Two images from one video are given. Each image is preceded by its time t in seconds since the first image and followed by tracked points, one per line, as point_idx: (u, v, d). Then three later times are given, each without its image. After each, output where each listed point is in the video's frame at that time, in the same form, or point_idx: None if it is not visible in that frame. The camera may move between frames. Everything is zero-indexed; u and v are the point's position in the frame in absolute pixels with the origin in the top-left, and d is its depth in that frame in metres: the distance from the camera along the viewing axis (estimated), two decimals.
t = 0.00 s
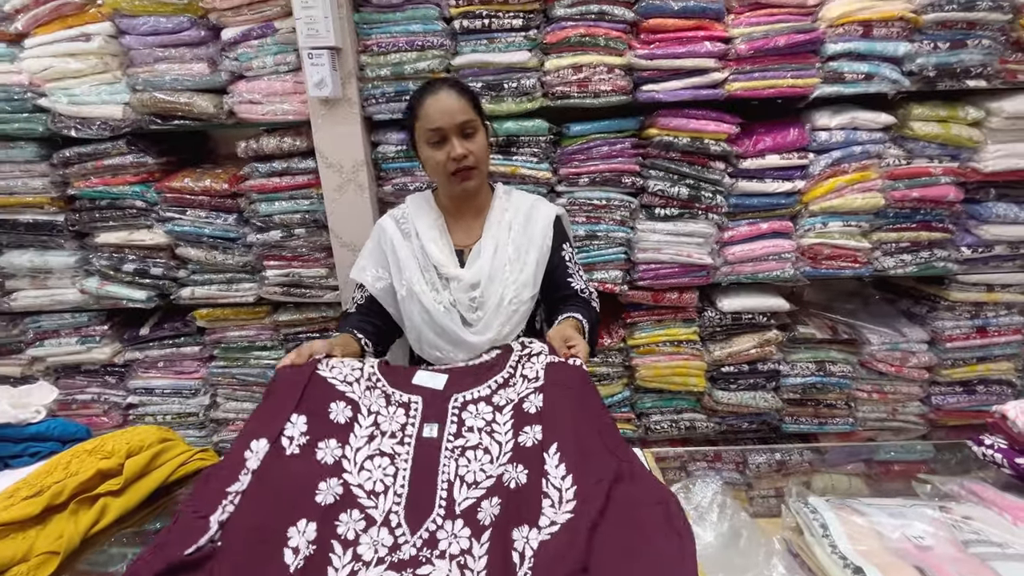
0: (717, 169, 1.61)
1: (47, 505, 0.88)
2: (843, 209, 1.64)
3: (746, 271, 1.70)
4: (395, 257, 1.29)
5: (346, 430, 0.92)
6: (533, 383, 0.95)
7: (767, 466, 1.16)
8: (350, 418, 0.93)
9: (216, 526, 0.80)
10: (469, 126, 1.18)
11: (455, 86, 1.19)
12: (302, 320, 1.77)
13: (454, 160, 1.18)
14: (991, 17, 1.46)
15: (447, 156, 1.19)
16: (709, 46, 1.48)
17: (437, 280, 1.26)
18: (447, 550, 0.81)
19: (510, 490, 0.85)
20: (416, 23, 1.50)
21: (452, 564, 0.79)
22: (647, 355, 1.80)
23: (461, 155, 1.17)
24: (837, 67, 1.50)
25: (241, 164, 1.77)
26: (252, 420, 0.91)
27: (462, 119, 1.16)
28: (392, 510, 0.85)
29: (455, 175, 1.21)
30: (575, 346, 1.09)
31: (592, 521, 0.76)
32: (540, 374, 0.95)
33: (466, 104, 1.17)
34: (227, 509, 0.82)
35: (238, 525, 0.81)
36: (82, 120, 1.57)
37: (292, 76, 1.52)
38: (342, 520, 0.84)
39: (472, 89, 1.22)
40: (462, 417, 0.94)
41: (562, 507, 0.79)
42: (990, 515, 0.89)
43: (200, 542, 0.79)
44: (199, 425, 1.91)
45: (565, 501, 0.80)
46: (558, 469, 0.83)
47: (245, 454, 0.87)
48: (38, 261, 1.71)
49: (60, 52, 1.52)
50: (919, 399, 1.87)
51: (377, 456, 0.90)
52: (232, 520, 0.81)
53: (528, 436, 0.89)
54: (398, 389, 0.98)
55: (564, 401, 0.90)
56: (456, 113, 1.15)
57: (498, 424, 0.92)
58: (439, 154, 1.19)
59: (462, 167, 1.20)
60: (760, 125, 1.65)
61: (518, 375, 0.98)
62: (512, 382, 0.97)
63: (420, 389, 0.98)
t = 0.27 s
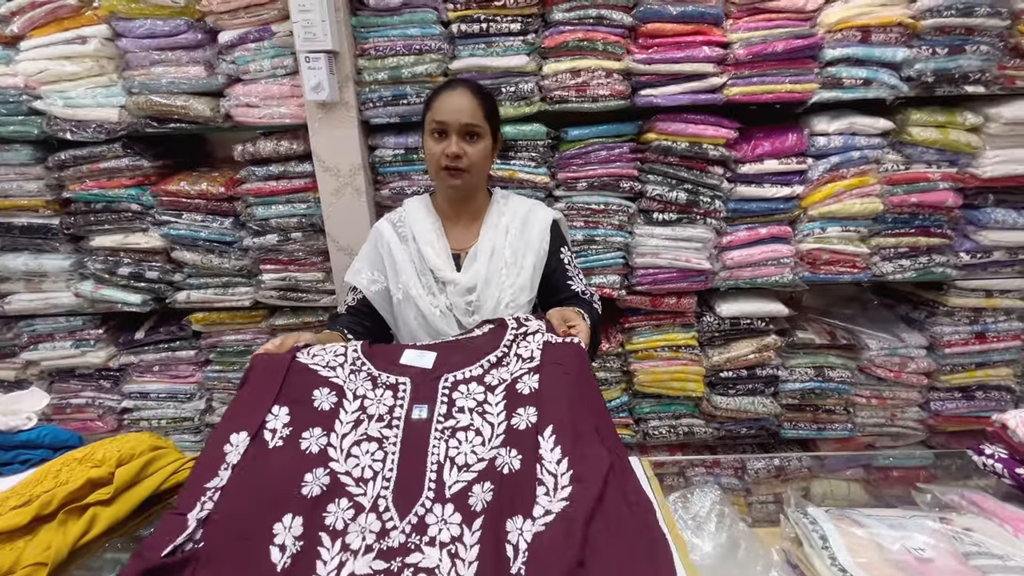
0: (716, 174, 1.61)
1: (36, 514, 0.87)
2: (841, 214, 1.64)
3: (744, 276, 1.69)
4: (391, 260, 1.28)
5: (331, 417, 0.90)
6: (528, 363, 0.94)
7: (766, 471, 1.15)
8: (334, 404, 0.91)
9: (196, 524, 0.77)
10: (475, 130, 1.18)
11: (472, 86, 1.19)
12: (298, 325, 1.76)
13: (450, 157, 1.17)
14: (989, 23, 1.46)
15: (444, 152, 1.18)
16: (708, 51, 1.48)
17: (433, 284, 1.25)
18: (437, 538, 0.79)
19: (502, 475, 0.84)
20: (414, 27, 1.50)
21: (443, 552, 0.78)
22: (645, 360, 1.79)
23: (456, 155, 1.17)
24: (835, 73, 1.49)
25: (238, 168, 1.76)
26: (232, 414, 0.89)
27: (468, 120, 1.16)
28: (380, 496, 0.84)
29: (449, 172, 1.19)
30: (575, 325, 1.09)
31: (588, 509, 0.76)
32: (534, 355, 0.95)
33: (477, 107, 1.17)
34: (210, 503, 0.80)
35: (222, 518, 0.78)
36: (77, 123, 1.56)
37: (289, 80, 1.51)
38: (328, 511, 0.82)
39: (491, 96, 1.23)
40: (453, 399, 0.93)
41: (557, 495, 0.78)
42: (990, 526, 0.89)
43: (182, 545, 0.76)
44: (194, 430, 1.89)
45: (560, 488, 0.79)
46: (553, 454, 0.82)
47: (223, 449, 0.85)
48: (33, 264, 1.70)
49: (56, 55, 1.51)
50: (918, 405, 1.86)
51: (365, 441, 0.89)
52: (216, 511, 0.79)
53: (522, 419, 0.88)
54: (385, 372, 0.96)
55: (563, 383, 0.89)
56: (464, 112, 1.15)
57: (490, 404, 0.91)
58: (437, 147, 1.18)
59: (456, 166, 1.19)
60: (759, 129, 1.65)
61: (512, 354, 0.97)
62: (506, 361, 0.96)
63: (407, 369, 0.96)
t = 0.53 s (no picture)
0: (720, 175, 1.59)
1: (32, 516, 0.87)
2: (846, 216, 1.62)
3: (748, 278, 1.68)
4: (394, 258, 1.28)
5: (333, 413, 0.89)
6: (529, 359, 0.93)
7: (769, 473, 1.20)
8: (337, 401, 0.90)
9: (196, 514, 0.76)
10: (482, 128, 1.17)
11: (477, 85, 1.19)
12: (300, 324, 1.76)
13: (458, 155, 1.17)
14: (998, 23, 1.44)
15: (452, 149, 1.17)
16: (712, 51, 1.47)
17: (437, 281, 1.25)
18: (445, 537, 0.79)
19: (504, 472, 0.83)
20: (416, 26, 1.49)
21: (450, 551, 0.78)
22: (647, 363, 1.78)
23: (465, 151, 1.16)
24: (841, 73, 1.48)
25: (239, 167, 1.76)
26: (232, 407, 0.89)
27: (476, 118, 1.15)
28: (386, 495, 0.84)
29: (456, 171, 1.19)
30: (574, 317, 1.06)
31: (587, 500, 0.74)
32: (534, 350, 0.94)
33: (484, 105, 1.17)
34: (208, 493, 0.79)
35: (223, 509, 0.77)
36: (80, 122, 1.56)
37: (291, 79, 1.50)
38: (334, 507, 0.82)
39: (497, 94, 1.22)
40: (455, 396, 0.92)
41: (556, 488, 0.77)
42: (997, 534, 0.87)
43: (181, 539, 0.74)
44: (194, 429, 1.89)
45: (559, 482, 0.78)
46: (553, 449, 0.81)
47: (222, 441, 0.84)
48: (35, 263, 1.70)
49: (58, 54, 1.51)
50: (923, 409, 1.84)
51: (368, 438, 0.88)
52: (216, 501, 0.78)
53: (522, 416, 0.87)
54: (387, 370, 0.95)
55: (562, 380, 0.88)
56: (472, 110, 1.15)
57: (492, 402, 0.90)
58: (444, 145, 1.18)
59: (463, 165, 1.18)
60: (763, 130, 1.63)
61: (512, 350, 0.95)
62: (506, 358, 0.95)
63: (410, 367, 0.95)
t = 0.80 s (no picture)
0: (722, 172, 1.58)
1: (25, 512, 0.86)
2: (849, 214, 1.61)
3: (749, 276, 1.67)
4: (394, 256, 1.26)
5: (342, 431, 0.89)
6: (531, 371, 0.92)
7: (768, 471, 1.15)
8: (345, 418, 0.90)
9: (212, 536, 0.75)
10: (477, 127, 1.14)
11: (468, 81, 1.15)
12: (298, 319, 1.74)
13: (455, 158, 1.14)
14: (1005, 19, 1.42)
15: (448, 153, 1.15)
16: (716, 46, 1.45)
17: (437, 279, 1.23)
18: (449, 538, 0.78)
19: (507, 476, 0.82)
20: (417, 18, 1.47)
21: (455, 552, 0.76)
22: (647, 360, 1.77)
23: (461, 155, 1.14)
24: (846, 69, 1.46)
25: (237, 160, 1.74)
26: (243, 427, 0.87)
27: (469, 119, 1.12)
28: (391, 499, 0.83)
29: (453, 173, 1.17)
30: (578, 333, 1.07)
31: (589, 511, 0.74)
32: (538, 362, 0.93)
33: (478, 103, 1.14)
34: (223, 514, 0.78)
35: (236, 530, 0.77)
36: (75, 112, 1.54)
37: (290, 71, 1.49)
38: (342, 515, 0.81)
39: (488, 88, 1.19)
40: (458, 404, 0.91)
41: (559, 499, 0.77)
42: (1000, 536, 0.87)
43: (198, 554, 0.74)
44: (192, 424, 1.88)
45: (562, 493, 0.78)
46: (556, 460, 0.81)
47: (235, 464, 0.83)
48: (30, 255, 1.68)
49: (53, 43, 1.49)
50: (923, 408, 1.84)
51: (375, 449, 0.87)
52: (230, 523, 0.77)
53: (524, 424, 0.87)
54: (392, 383, 0.94)
55: (565, 393, 0.88)
56: (465, 110, 1.12)
57: (495, 411, 0.89)
58: (441, 150, 1.16)
59: (461, 167, 1.16)
60: (767, 127, 1.62)
61: (515, 361, 0.94)
62: (509, 368, 0.93)
63: (413, 379, 0.94)
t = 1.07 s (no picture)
0: (723, 167, 1.57)
1: (7, 513, 0.86)
2: (850, 212, 1.60)
3: (749, 273, 1.65)
4: (390, 250, 1.24)
5: (341, 431, 0.87)
6: (534, 377, 0.91)
7: (763, 469, 1.13)
8: (345, 418, 0.88)
9: (203, 536, 0.74)
10: (474, 136, 1.10)
11: (470, 82, 1.09)
12: (291, 313, 1.71)
13: (449, 166, 1.11)
14: (1010, 16, 1.41)
15: (443, 159, 1.12)
16: (719, 39, 1.43)
17: (434, 274, 1.21)
18: (449, 546, 0.76)
19: (509, 485, 0.81)
20: (414, 6, 1.43)
21: (454, 560, 0.74)
22: (645, 357, 1.76)
23: (456, 164, 1.10)
24: (850, 64, 1.44)
25: (229, 150, 1.70)
26: (239, 425, 0.86)
27: (466, 127, 1.07)
28: (391, 506, 0.81)
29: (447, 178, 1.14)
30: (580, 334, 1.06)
31: (591, 521, 0.73)
32: (541, 367, 0.91)
33: (477, 110, 1.08)
34: (215, 514, 0.77)
35: (227, 530, 0.75)
36: (61, 99, 1.50)
37: (283, 59, 1.45)
38: (340, 520, 0.79)
39: (490, 89, 1.12)
40: (461, 412, 0.90)
41: (560, 506, 0.76)
42: (1002, 538, 0.86)
43: (187, 556, 0.72)
44: (183, 419, 1.85)
45: (564, 500, 0.77)
46: (558, 467, 0.80)
47: (229, 461, 0.82)
48: (15, 246, 1.64)
49: (37, 27, 1.44)
50: (918, 406, 1.84)
51: (375, 454, 0.86)
52: (222, 521, 0.75)
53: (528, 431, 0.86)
54: (394, 387, 0.93)
55: (567, 397, 0.87)
56: (463, 118, 1.07)
57: (498, 419, 0.88)
58: (436, 154, 1.12)
59: (456, 174, 1.13)
60: (769, 122, 1.60)
61: (517, 367, 0.93)
62: (512, 375, 0.92)
63: (416, 385, 0.93)
